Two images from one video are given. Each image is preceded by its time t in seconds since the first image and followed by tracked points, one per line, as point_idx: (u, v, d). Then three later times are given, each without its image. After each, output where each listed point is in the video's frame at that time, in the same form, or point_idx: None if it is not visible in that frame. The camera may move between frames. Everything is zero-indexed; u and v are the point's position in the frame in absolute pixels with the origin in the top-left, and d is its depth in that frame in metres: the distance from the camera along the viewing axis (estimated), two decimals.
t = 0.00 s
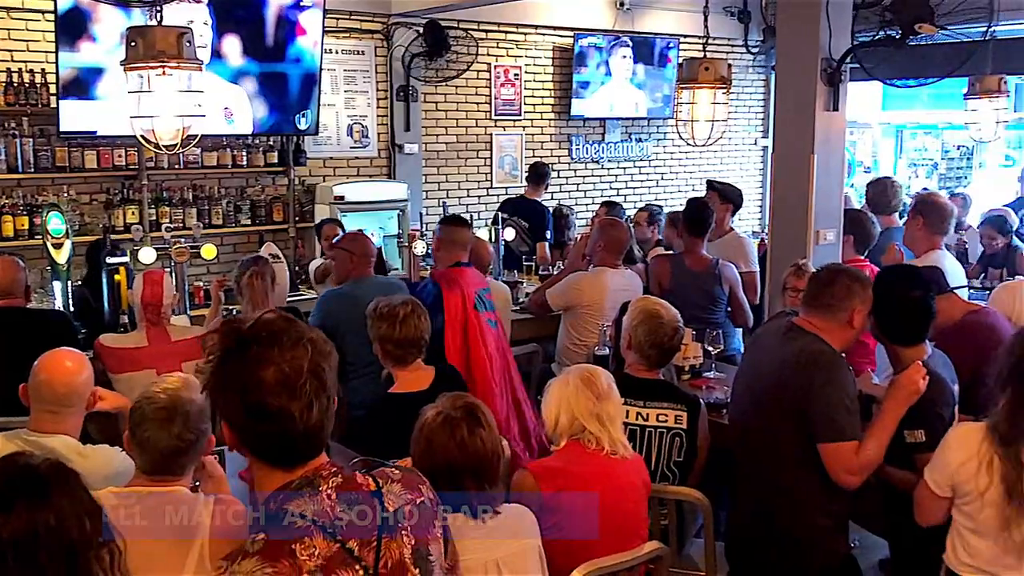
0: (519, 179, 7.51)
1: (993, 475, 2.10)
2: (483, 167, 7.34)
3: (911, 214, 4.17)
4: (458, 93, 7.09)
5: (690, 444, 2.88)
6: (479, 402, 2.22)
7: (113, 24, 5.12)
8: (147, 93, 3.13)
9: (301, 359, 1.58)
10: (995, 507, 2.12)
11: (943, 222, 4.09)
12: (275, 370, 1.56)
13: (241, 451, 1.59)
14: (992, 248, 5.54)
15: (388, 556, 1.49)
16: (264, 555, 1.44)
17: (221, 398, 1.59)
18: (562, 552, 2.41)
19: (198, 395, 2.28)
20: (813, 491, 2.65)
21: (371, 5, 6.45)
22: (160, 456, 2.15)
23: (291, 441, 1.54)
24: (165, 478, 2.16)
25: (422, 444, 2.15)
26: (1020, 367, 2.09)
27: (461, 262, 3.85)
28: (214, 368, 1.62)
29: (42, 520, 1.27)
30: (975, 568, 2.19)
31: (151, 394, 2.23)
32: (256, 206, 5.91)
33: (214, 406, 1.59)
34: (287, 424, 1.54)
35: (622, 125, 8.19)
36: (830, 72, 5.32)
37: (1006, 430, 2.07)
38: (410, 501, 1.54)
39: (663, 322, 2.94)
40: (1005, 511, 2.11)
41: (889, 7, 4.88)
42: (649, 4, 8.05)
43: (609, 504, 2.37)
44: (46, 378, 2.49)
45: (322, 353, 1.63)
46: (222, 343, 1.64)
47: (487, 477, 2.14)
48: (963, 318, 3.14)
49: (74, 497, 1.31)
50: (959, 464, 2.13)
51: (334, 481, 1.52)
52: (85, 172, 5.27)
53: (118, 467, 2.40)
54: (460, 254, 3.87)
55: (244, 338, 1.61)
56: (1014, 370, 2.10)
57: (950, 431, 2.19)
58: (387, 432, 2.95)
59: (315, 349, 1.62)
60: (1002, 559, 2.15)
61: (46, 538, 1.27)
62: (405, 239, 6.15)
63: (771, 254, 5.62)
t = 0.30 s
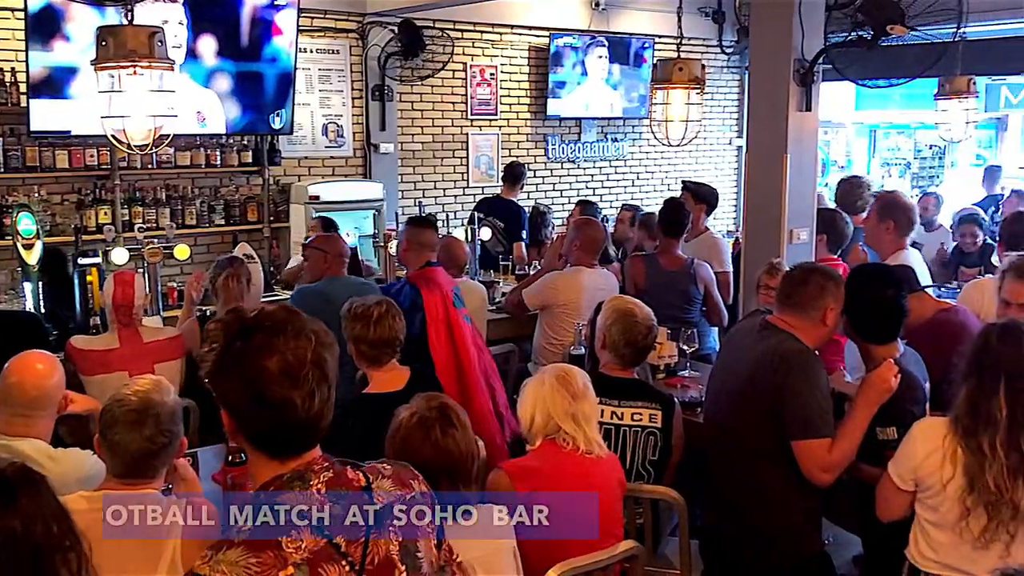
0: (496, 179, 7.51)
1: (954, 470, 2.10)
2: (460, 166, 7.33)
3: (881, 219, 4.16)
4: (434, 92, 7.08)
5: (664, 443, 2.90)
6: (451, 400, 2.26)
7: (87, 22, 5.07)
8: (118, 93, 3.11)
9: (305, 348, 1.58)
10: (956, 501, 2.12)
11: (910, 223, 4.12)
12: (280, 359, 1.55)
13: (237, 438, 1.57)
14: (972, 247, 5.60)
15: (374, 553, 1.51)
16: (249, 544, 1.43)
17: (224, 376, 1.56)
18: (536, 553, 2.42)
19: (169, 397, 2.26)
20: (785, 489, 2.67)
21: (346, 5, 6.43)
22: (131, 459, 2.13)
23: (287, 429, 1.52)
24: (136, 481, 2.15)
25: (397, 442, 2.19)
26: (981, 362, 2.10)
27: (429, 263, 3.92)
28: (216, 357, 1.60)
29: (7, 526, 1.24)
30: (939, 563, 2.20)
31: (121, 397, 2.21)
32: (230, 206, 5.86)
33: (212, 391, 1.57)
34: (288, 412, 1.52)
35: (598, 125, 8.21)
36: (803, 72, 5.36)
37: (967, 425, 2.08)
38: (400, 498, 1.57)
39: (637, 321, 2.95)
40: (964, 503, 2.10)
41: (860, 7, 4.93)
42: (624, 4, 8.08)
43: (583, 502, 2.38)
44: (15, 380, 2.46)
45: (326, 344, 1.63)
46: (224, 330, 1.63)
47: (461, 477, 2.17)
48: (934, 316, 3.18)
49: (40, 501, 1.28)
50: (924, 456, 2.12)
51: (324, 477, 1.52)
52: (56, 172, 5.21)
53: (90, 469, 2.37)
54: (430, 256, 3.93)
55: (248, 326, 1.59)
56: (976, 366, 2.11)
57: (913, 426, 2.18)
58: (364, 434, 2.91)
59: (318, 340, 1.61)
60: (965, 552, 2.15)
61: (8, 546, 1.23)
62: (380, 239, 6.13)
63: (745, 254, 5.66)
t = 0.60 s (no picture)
0: (470, 178, 7.51)
1: (933, 464, 2.13)
2: (434, 165, 7.32)
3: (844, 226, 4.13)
4: (408, 92, 7.06)
5: (637, 440, 2.91)
6: (426, 399, 2.25)
7: (57, 22, 5.02)
8: (87, 92, 3.05)
9: (295, 350, 1.57)
10: (937, 496, 2.15)
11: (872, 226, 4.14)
12: (269, 361, 1.54)
13: (227, 443, 1.56)
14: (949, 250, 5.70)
15: (362, 555, 1.50)
16: (236, 545, 1.43)
17: (211, 382, 1.55)
18: (512, 556, 2.41)
19: (140, 398, 2.24)
20: (756, 488, 2.70)
21: (319, 4, 6.39)
22: (100, 463, 2.12)
23: (276, 433, 1.52)
24: (105, 483, 2.13)
25: (371, 442, 2.18)
26: (956, 358, 2.14)
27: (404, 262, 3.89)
28: (201, 359, 1.58)
29: None
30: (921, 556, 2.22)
31: (92, 398, 2.20)
32: (201, 206, 5.81)
33: (200, 394, 1.56)
34: (280, 416, 1.52)
35: (571, 124, 8.24)
36: (773, 73, 5.40)
37: (945, 420, 2.11)
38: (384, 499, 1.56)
39: (609, 318, 2.98)
40: (945, 498, 2.13)
41: (829, 8, 4.98)
42: (598, 4, 8.11)
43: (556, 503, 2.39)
44: None
45: (314, 347, 1.62)
46: (209, 332, 1.60)
47: (435, 477, 2.18)
48: (902, 314, 3.23)
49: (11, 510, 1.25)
50: (903, 454, 2.15)
51: (312, 478, 1.51)
52: (25, 172, 5.12)
53: (59, 472, 2.34)
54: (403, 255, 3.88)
55: (234, 329, 1.57)
56: (952, 361, 2.14)
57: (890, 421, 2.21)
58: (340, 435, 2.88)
59: (308, 343, 1.60)
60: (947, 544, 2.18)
61: None
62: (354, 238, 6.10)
63: (717, 254, 5.70)
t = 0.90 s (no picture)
0: (444, 178, 7.50)
1: (916, 456, 2.18)
2: (407, 164, 7.31)
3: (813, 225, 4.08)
4: (382, 91, 7.05)
5: (609, 438, 2.88)
6: (420, 401, 2.19)
7: (25, 21, 4.95)
8: (55, 91, 3.01)
9: (269, 357, 1.50)
10: (923, 491, 2.20)
11: (838, 226, 4.12)
12: (240, 367, 1.48)
13: (196, 444, 1.53)
14: (918, 249, 5.82)
15: (331, 565, 1.51)
16: (202, 555, 1.46)
17: (184, 384, 1.49)
18: (491, 553, 2.42)
19: (110, 399, 2.19)
20: (725, 484, 2.71)
21: (291, 3, 6.35)
22: (71, 464, 2.07)
23: (244, 439, 1.48)
24: (76, 486, 2.08)
25: (364, 445, 2.13)
26: (937, 355, 2.20)
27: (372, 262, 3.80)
28: (175, 357, 1.52)
29: None
30: (906, 547, 2.26)
31: (60, 399, 2.14)
32: (173, 206, 5.75)
33: (170, 392, 1.51)
34: (248, 422, 1.47)
35: (545, 124, 8.27)
36: (743, 73, 5.43)
37: (928, 415, 2.17)
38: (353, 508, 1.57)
39: (580, 317, 2.92)
40: (931, 492, 2.18)
41: (798, 10, 5.05)
42: (571, 5, 8.15)
43: (549, 503, 2.41)
44: None
45: (290, 353, 1.55)
46: (186, 329, 1.54)
47: (429, 479, 2.13)
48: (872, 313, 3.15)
49: None
50: (889, 448, 2.20)
51: (285, 485, 1.50)
52: None
53: (26, 476, 2.39)
54: (368, 255, 3.80)
55: (212, 329, 1.51)
56: (933, 359, 2.20)
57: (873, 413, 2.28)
58: (312, 436, 2.82)
59: (282, 348, 1.54)
60: (933, 537, 2.23)
61: None
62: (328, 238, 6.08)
63: (688, 253, 5.76)
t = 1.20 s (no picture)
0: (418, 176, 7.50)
1: (906, 453, 2.22)
2: (381, 164, 7.31)
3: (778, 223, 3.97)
4: (354, 90, 7.03)
5: (581, 437, 2.79)
6: (422, 407, 1.93)
7: None
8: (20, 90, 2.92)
9: (224, 368, 1.48)
10: (914, 486, 2.23)
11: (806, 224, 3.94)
12: (195, 376, 1.45)
13: (148, 451, 1.48)
14: (878, 247, 5.91)
15: None
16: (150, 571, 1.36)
17: (136, 395, 1.46)
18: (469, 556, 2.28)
19: (78, 401, 2.07)
20: (698, 483, 2.60)
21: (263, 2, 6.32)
22: (36, 465, 1.91)
23: (195, 449, 1.44)
24: (43, 488, 1.92)
25: (362, 457, 1.85)
26: (921, 353, 2.23)
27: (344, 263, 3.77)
28: (129, 366, 1.49)
29: None
30: (892, 544, 2.30)
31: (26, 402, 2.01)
32: (144, 206, 5.70)
33: (124, 399, 1.47)
34: (200, 433, 1.44)
35: (518, 124, 8.29)
36: (713, 73, 5.47)
37: (916, 411, 2.20)
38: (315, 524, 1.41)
39: (551, 317, 2.83)
40: (923, 487, 2.22)
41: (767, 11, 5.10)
42: (543, 5, 8.18)
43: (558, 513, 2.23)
44: None
45: (248, 363, 1.52)
46: (145, 336, 1.51)
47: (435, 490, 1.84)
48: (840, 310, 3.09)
49: None
50: (879, 444, 2.24)
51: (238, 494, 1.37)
52: None
53: None
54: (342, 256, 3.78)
55: (171, 336, 1.49)
56: (917, 357, 2.24)
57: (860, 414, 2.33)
58: (280, 435, 2.77)
59: (239, 358, 1.51)
60: (925, 531, 2.26)
61: None
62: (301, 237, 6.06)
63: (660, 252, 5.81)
